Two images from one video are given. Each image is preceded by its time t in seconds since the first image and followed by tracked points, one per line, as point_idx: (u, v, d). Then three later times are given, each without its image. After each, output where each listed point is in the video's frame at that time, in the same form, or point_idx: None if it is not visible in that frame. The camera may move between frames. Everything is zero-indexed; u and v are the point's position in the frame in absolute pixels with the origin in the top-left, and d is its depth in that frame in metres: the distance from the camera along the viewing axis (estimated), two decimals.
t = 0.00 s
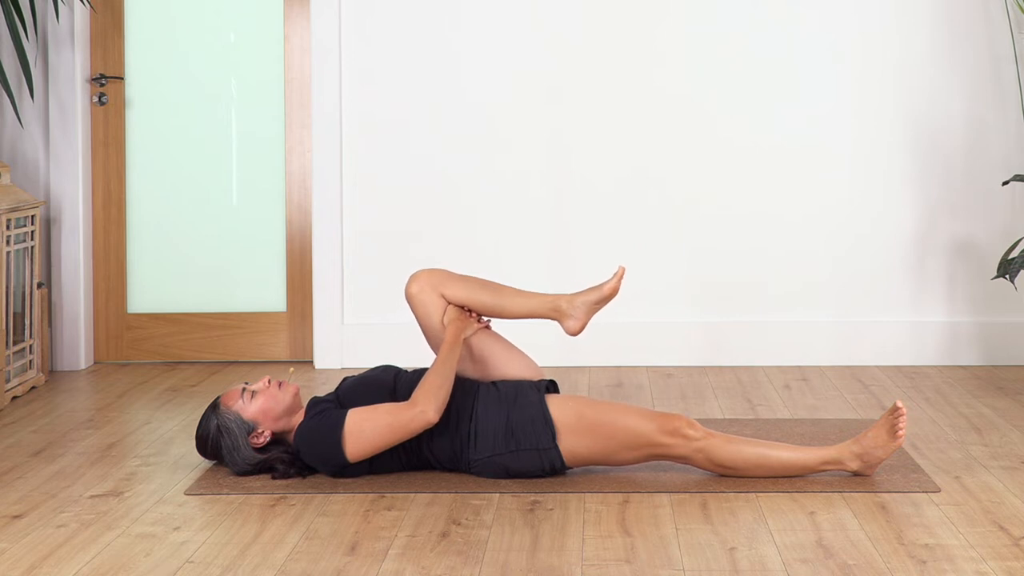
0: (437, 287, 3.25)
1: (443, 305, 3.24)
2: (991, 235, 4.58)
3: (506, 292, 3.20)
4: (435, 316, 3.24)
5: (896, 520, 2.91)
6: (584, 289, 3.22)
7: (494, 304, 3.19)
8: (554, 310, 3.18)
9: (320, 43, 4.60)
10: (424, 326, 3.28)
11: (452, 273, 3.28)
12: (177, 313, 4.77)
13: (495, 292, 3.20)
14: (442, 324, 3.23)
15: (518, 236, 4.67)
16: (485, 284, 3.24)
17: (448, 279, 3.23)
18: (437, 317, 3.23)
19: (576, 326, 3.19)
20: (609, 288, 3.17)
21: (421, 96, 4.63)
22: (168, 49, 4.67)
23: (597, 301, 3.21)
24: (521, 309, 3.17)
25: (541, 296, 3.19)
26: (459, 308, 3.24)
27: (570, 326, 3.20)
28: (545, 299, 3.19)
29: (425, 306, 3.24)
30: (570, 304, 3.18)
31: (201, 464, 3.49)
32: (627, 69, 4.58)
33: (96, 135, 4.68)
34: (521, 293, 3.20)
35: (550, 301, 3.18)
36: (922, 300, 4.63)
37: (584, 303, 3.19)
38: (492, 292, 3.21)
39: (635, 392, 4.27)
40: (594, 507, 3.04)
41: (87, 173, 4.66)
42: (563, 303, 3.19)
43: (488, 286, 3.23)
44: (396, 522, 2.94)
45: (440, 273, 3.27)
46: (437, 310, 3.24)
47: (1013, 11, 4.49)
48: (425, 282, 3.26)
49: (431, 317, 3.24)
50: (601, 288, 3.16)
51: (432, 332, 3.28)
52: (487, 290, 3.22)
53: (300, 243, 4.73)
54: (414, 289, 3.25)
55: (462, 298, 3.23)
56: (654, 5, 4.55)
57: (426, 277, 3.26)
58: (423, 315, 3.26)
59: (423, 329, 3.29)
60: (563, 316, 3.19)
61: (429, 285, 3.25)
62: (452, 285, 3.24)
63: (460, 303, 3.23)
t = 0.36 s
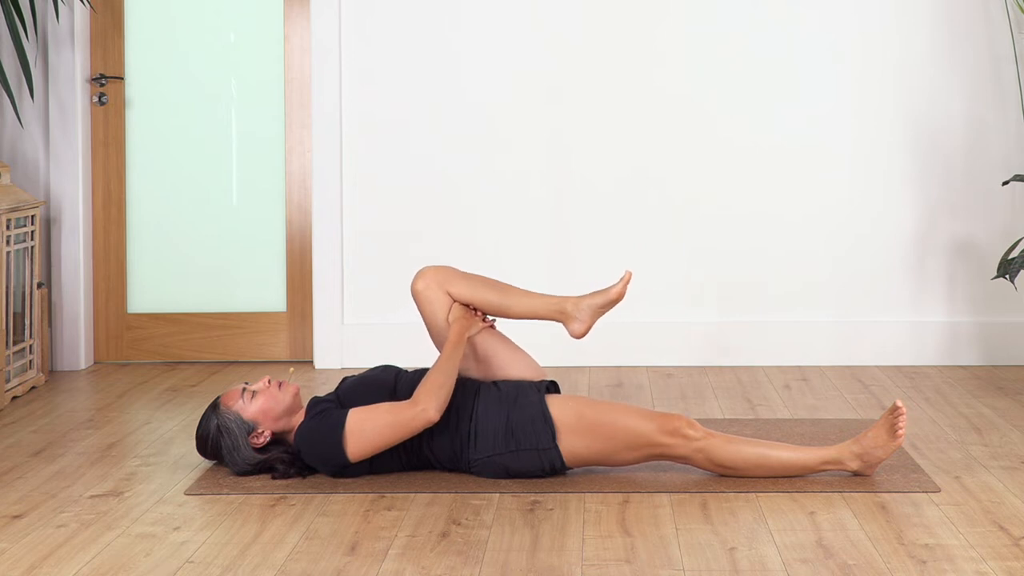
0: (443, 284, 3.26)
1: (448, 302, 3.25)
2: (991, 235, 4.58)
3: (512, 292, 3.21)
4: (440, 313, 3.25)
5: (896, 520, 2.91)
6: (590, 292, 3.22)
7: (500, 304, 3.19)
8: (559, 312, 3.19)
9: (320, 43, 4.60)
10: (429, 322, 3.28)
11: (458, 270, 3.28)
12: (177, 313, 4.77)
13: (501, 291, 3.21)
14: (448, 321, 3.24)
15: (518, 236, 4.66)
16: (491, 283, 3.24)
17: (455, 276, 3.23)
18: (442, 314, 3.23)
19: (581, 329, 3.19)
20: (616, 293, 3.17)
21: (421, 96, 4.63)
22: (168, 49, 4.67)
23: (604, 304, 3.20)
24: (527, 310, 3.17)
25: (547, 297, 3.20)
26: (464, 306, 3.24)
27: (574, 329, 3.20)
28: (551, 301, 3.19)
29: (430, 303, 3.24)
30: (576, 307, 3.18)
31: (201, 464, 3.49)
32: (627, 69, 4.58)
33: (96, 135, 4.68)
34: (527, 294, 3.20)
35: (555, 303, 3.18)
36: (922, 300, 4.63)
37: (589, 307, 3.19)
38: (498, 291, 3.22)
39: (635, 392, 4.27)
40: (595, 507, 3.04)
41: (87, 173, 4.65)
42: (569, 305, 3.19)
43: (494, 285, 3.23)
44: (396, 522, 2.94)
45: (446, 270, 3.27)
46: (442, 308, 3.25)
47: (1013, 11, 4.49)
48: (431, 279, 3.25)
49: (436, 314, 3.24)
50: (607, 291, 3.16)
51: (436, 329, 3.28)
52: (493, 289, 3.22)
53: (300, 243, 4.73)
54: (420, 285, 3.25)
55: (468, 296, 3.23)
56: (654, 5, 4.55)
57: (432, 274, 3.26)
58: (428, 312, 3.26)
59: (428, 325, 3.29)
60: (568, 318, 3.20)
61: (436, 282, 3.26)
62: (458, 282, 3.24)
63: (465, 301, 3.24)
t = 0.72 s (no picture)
0: (449, 282, 3.26)
1: (454, 301, 3.25)
2: (991, 235, 4.58)
3: (518, 292, 3.22)
4: (446, 311, 3.25)
5: (896, 520, 2.91)
6: (596, 296, 3.24)
7: (507, 304, 3.21)
8: (564, 314, 3.21)
9: (320, 43, 4.60)
10: (434, 320, 3.29)
11: (464, 268, 3.29)
12: (177, 313, 4.77)
13: (508, 291, 3.22)
14: (453, 320, 3.24)
15: (518, 236, 4.66)
16: (498, 282, 3.25)
17: (461, 275, 3.24)
18: (448, 313, 3.24)
19: (586, 331, 3.21)
20: (622, 297, 3.18)
21: (421, 96, 4.62)
22: (168, 49, 4.67)
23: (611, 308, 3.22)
24: (533, 312, 3.19)
25: (553, 299, 3.22)
26: (470, 305, 3.24)
27: (579, 331, 3.22)
28: (557, 303, 3.21)
29: (436, 301, 3.25)
30: (581, 309, 3.20)
31: (201, 464, 3.49)
32: (627, 69, 4.58)
33: (96, 134, 4.68)
34: (534, 294, 3.22)
35: (561, 305, 3.21)
36: (922, 300, 4.63)
37: (594, 310, 3.21)
38: (504, 291, 3.23)
39: (635, 392, 4.27)
40: (594, 507, 3.04)
41: (86, 173, 4.65)
42: (574, 308, 3.21)
43: (501, 284, 3.24)
44: (396, 522, 2.94)
45: (453, 268, 3.27)
46: (447, 306, 3.25)
47: (1013, 11, 4.49)
48: (438, 277, 3.26)
49: (441, 312, 3.25)
50: (613, 295, 3.17)
51: (441, 327, 3.29)
52: (500, 288, 3.23)
53: (300, 243, 4.73)
54: (426, 283, 3.26)
55: (474, 295, 3.24)
56: (654, 5, 4.55)
57: (439, 272, 3.26)
58: (433, 310, 3.26)
59: (432, 323, 3.30)
60: (574, 321, 3.22)
61: (441, 280, 3.26)
62: (465, 281, 3.25)
63: (471, 300, 3.24)
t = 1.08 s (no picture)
0: (451, 282, 3.26)
1: (456, 300, 3.25)
2: (991, 235, 4.58)
3: (520, 292, 3.22)
4: (447, 311, 3.25)
5: (896, 520, 2.91)
6: (598, 296, 3.24)
7: (509, 304, 3.20)
8: (566, 314, 3.21)
9: (320, 43, 4.60)
10: (436, 320, 3.29)
11: (466, 268, 3.29)
12: (177, 313, 4.77)
13: (510, 290, 3.21)
14: (455, 319, 3.24)
15: (518, 236, 4.66)
16: (499, 282, 3.25)
17: (464, 274, 3.24)
18: (450, 312, 3.24)
19: (587, 331, 3.20)
20: (624, 297, 3.19)
21: (421, 96, 4.62)
22: (168, 49, 4.67)
23: (612, 309, 3.22)
24: (535, 311, 3.20)
25: (555, 299, 3.22)
26: (472, 305, 3.24)
27: (581, 331, 3.22)
28: (559, 303, 3.21)
29: (438, 300, 3.25)
30: (583, 309, 3.20)
31: (201, 464, 3.49)
32: (627, 68, 4.58)
33: (96, 134, 4.68)
34: (536, 294, 3.22)
35: (563, 305, 3.21)
36: (922, 300, 4.63)
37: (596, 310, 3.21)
38: (506, 290, 3.22)
39: (635, 392, 4.27)
40: (595, 507, 3.04)
41: (87, 173, 4.65)
42: (576, 308, 3.21)
43: (503, 284, 3.24)
44: (396, 522, 2.94)
45: (455, 268, 3.27)
46: (449, 306, 3.25)
47: (1013, 11, 4.49)
48: (440, 277, 3.26)
49: (443, 311, 3.25)
50: (615, 296, 3.18)
51: (443, 327, 3.29)
52: (502, 287, 3.23)
53: (300, 243, 4.73)
54: (429, 282, 3.26)
55: (475, 294, 3.23)
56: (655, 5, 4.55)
57: (441, 272, 3.27)
58: (435, 309, 3.26)
59: (435, 322, 3.30)
60: (576, 321, 3.21)
61: (444, 279, 3.26)
62: (467, 281, 3.25)
63: (473, 300, 3.24)
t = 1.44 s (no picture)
0: (449, 283, 3.27)
1: (453, 301, 3.26)
2: (991, 235, 4.58)
3: (518, 290, 3.22)
4: (445, 312, 3.25)
5: (896, 520, 2.92)
6: (595, 293, 3.25)
7: (506, 302, 3.20)
8: (564, 311, 3.21)
9: (320, 43, 4.60)
10: (434, 321, 3.29)
11: (464, 269, 3.29)
12: (177, 313, 4.77)
13: (508, 289, 3.22)
14: (453, 320, 3.24)
15: (518, 236, 4.66)
16: (496, 281, 3.25)
17: (461, 275, 3.24)
18: (448, 313, 3.24)
19: (587, 329, 3.21)
20: (621, 293, 3.20)
21: (421, 97, 4.62)
22: (168, 49, 4.67)
23: (610, 305, 3.23)
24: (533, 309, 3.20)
25: (553, 297, 3.23)
26: (469, 305, 3.24)
27: (581, 328, 3.23)
28: (557, 300, 3.22)
29: (436, 302, 3.26)
30: (581, 306, 3.21)
31: (201, 464, 3.50)
32: (627, 68, 4.58)
33: (96, 135, 4.68)
34: (533, 292, 3.22)
35: (561, 303, 3.22)
36: (922, 300, 4.63)
37: (594, 307, 3.21)
38: (503, 289, 3.22)
39: (635, 392, 4.27)
40: (595, 507, 3.04)
41: (87, 173, 4.65)
42: (574, 305, 3.22)
43: (499, 283, 3.24)
44: (396, 522, 2.94)
45: (452, 269, 3.28)
46: (447, 307, 3.26)
47: (1013, 11, 4.49)
48: (438, 278, 3.26)
49: (441, 312, 3.25)
50: (612, 292, 3.19)
51: (441, 328, 3.29)
52: (499, 287, 3.23)
53: (300, 243, 4.73)
54: (426, 283, 3.26)
55: (473, 295, 3.24)
56: (655, 5, 4.55)
57: (439, 273, 3.27)
58: (433, 310, 3.27)
59: (433, 324, 3.30)
60: (574, 318, 3.22)
61: (441, 280, 3.26)
62: (464, 281, 3.25)
63: (471, 300, 3.24)
